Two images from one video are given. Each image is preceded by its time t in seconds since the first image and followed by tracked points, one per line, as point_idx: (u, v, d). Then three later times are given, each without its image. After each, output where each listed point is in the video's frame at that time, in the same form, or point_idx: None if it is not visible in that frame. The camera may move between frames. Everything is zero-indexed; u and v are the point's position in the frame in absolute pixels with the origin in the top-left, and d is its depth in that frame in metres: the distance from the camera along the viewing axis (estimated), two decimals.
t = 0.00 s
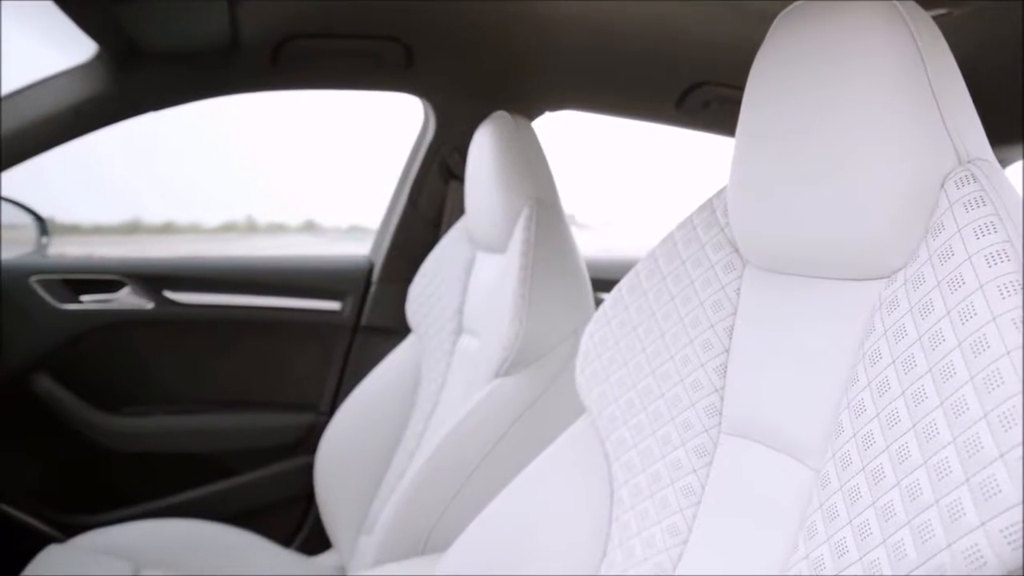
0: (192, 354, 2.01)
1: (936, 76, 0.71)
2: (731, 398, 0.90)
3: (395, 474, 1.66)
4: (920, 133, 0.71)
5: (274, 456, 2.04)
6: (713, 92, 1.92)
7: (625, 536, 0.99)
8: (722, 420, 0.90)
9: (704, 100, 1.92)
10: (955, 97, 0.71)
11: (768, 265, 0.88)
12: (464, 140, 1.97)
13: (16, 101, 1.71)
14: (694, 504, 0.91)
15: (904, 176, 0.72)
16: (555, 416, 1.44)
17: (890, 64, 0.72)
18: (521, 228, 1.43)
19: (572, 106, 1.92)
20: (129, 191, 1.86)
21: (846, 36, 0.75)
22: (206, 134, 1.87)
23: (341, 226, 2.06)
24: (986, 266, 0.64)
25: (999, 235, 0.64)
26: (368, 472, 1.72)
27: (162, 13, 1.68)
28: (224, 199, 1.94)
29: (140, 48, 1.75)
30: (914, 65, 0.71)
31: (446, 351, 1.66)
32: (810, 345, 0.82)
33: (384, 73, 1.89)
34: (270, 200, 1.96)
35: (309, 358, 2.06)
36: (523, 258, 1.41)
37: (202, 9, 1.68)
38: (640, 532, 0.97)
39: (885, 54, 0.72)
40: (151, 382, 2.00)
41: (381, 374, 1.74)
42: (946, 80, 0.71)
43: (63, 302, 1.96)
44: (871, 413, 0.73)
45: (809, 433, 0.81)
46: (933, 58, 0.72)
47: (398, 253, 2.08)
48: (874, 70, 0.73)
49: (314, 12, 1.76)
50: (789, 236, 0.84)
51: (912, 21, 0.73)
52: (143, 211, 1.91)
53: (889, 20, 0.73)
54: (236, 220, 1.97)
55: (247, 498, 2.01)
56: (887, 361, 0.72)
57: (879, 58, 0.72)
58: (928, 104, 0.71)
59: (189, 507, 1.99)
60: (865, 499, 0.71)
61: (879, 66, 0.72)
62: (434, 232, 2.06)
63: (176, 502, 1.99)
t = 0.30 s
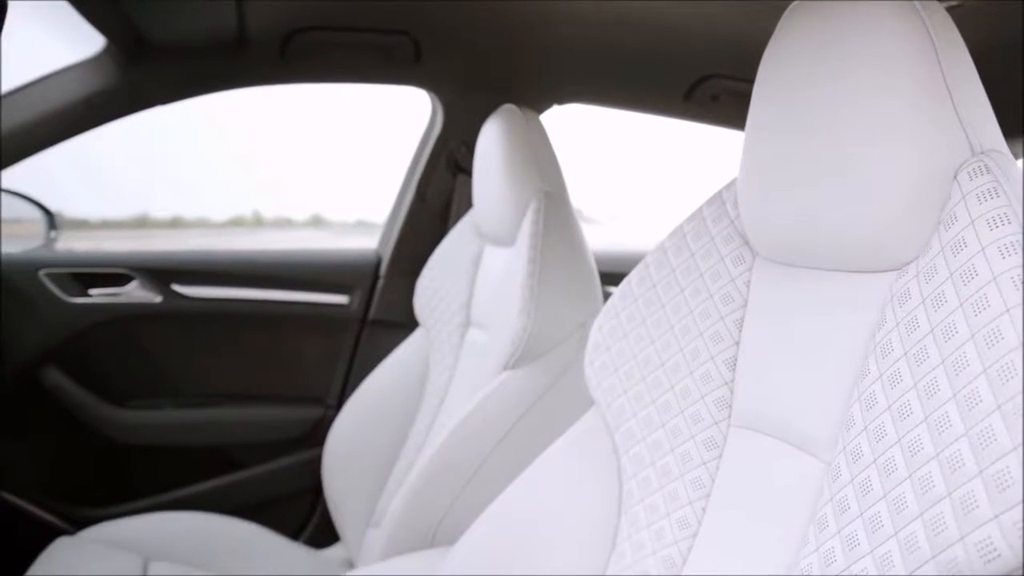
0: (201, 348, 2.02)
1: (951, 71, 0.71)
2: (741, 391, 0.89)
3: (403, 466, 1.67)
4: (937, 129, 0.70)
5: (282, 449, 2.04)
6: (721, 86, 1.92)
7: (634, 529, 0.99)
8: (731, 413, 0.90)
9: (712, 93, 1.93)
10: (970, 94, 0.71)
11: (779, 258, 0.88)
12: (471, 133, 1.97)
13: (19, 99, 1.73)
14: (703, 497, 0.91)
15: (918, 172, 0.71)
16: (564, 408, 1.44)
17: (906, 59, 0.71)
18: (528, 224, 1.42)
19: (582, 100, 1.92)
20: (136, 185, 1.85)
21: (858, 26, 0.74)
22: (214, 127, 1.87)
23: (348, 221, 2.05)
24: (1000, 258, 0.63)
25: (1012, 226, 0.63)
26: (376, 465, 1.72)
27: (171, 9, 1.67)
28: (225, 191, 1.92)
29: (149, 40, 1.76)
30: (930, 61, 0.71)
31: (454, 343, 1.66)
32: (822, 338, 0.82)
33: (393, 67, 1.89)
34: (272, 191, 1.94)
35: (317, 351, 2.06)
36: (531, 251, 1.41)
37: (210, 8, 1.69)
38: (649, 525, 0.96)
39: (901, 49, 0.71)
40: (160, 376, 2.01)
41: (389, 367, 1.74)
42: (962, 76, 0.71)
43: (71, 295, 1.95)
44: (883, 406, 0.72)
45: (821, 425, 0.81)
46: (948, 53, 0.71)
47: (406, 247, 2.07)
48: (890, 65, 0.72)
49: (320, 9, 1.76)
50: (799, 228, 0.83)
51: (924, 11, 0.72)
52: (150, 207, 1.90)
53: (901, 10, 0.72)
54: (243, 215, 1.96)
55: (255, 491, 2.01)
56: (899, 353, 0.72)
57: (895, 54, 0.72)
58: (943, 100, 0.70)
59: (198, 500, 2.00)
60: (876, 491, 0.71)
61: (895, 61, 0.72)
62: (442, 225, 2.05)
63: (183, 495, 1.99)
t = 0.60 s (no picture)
0: (209, 340, 2.02)
1: (967, 64, 0.70)
2: (753, 382, 0.89)
3: (412, 458, 1.67)
4: (953, 121, 0.70)
5: (291, 440, 2.04)
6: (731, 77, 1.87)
7: (643, 520, 0.99)
8: (742, 404, 0.90)
9: (723, 84, 1.89)
10: (986, 88, 0.70)
11: (791, 248, 0.87)
12: (480, 124, 1.96)
13: (24, 93, 1.73)
14: (714, 488, 0.91)
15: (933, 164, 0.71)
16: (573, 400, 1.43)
17: (922, 51, 0.71)
18: (536, 219, 1.42)
19: (592, 93, 1.92)
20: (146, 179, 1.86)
21: (872, 15, 0.74)
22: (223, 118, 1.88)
23: (356, 214, 2.05)
24: (1016, 247, 0.63)
25: None
26: (384, 458, 1.72)
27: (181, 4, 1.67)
28: (234, 183, 1.92)
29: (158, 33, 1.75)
30: (947, 53, 0.70)
31: (464, 335, 1.66)
32: (834, 329, 0.82)
33: (401, 60, 1.89)
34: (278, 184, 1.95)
35: (325, 343, 2.06)
36: (540, 244, 1.41)
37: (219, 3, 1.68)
38: (659, 517, 0.96)
39: (918, 41, 0.71)
40: (169, 368, 2.01)
41: (398, 359, 1.74)
42: (978, 69, 0.70)
43: (81, 287, 1.96)
44: (895, 397, 0.72)
45: (833, 415, 0.80)
46: (964, 45, 0.70)
47: (414, 240, 2.06)
48: (906, 56, 0.71)
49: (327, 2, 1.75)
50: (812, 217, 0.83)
51: None
52: (158, 200, 1.91)
53: None
54: (250, 209, 1.97)
55: (265, 485, 2.02)
56: (913, 343, 0.71)
57: (911, 45, 0.71)
58: (959, 92, 0.70)
59: (207, 491, 2.01)
60: (889, 482, 0.70)
61: (911, 52, 0.71)
62: (450, 217, 2.05)
63: (193, 486, 2.00)
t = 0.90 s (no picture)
0: (217, 333, 2.02)
1: (980, 53, 0.69)
2: (762, 373, 0.89)
3: (419, 450, 1.67)
4: (965, 110, 0.69)
5: (299, 433, 2.05)
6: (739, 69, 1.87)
7: (652, 511, 0.98)
8: (751, 395, 0.90)
9: (731, 76, 1.89)
10: (1001, 76, 0.69)
11: (801, 239, 0.87)
12: (487, 116, 1.96)
13: (30, 86, 1.75)
14: (723, 480, 0.91)
15: (945, 153, 0.70)
16: (580, 391, 1.43)
17: (934, 40, 0.70)
18: (545, 210, 1.42)
19: (600, 85, 1.91)
20: (152, 174, 1.88)
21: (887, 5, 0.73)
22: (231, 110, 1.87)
23: (362, 208, 2.05)
24: None
25: None
26: (391, 449, 1.72)
27: None
28: (240, 177, 1.93)
29: (167, 26, 1.75)
30: (959, 42, 0.69)
31: (471, 327, 1.66)
32: (843, 321, 0.81)
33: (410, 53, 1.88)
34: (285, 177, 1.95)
35: (333, 336, 2.06)
36: (548, 235, 1.40)
37: None
38: (668, 509, 0.96)
39: (929, 29, 0.70)
40: (177, 360, 2.01)
41: (407, 350, 1.74)
42: (992, 57, 0.69)
43: (89, 280, 1.96)
44: (907, 387, 0.72)
45: (843, 406, 0.80)
46: (978, 35, 0.70)
47: (421, 233, 2.06)
48: (917, 44, 0.71)
49: None
50: (822, 207, 0.82)
51: None
52: (164, 194, 1.92)
53: None
54: (257, 203, 1.97)
55: (272, 477, 2.02)
56: (925, 334, 0.72)
57: (923, 34, 0.70)
58: (972, 80, 0.69)
59: (215, 483, 2.01)
60: (900, 474, 0.71)
61: (923, 40, 0.70)
62: (457, 210, 2.04)
63: (201, 478, 2.00)
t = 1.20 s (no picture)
0: (225, 324, 2.02)
1: (996, 41, 0.68)
2: (773, 363, 0.89)
3: (428, 441, 1.67)
4: (978, 97, 0.68)
5: (307, 424, 2.05)
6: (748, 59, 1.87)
7: (661, 502, 0.98)
8: (762, 385, 0.90)
9: (739, 67, 1.88)
10: (1014, 66, 0.69)
11: (812, 228, 0.87)
12: (495, 107, 1.95)
13: (31, 80, 1.73)
14: (733, 470, 0.90)
15: (957, 140, 0.70)
16: (589, 381, 1.43)
17: (949, 25, 0.69)
18: (553, 200, 1.41)
19: (610, 76, 1.89)
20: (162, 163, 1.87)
21: None
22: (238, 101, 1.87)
23: (369, 200, 2.05)
24: None
25: None
26: (400, 440, 1.72)
27: None
28: (247, 167, 1.93)
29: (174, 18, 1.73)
30: (971, 30, 0.69)
31: (479, 318, 1.66)
32: (854, 311, 0.81)
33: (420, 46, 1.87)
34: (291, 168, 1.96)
35: (341, 327, 2.06)
36: (557, 226, 1.40)
37: None
38: (677, 499, 0.96)
39: (945, 15, 0.70)
40: (185, 352, 2.01)
41: (416, 340, 1.74)
42: (1006, 46, 0.69)
43: (98, 272, 1.96)
44: (920, 376, 0.72)
45: (854, 396, 0.80)
46: (993, 23, 0.69)
47: (429, 224, 2.06)
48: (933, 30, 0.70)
49: None
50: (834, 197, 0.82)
51: None
52: (173, 185, 1.91)
53: None
54: (265, 195, 1.97)
55: (281, 467, 2.03)
56: (938, 324, 0.71)
57: (938, 20, 0.70)
58: (984, 68, 0.68)
59: (224, 474, 2.02)
60: (912, 463, 0.70)
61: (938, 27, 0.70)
62: (465, 201, 2.04)
63: (210, 469, 2.01)
